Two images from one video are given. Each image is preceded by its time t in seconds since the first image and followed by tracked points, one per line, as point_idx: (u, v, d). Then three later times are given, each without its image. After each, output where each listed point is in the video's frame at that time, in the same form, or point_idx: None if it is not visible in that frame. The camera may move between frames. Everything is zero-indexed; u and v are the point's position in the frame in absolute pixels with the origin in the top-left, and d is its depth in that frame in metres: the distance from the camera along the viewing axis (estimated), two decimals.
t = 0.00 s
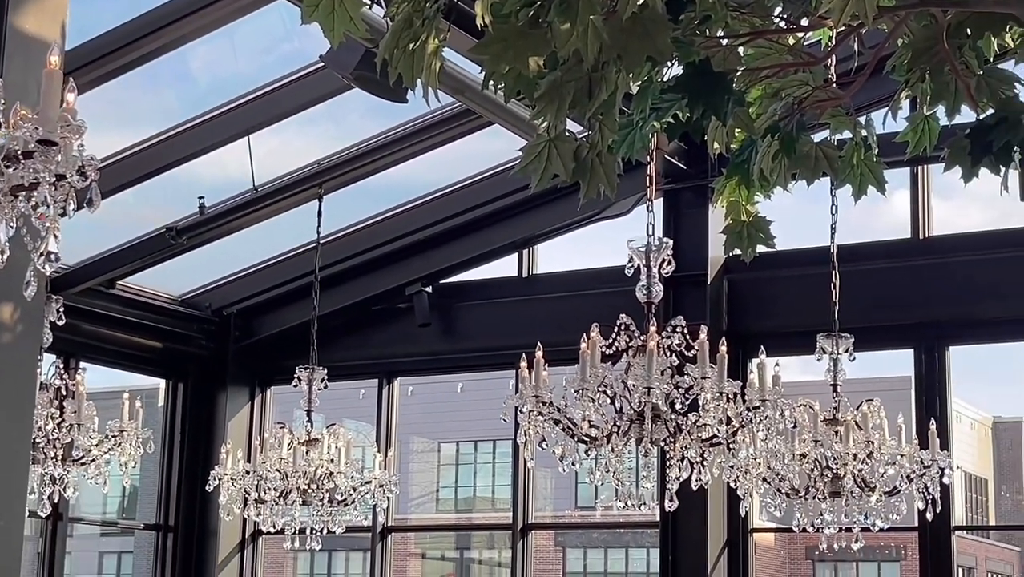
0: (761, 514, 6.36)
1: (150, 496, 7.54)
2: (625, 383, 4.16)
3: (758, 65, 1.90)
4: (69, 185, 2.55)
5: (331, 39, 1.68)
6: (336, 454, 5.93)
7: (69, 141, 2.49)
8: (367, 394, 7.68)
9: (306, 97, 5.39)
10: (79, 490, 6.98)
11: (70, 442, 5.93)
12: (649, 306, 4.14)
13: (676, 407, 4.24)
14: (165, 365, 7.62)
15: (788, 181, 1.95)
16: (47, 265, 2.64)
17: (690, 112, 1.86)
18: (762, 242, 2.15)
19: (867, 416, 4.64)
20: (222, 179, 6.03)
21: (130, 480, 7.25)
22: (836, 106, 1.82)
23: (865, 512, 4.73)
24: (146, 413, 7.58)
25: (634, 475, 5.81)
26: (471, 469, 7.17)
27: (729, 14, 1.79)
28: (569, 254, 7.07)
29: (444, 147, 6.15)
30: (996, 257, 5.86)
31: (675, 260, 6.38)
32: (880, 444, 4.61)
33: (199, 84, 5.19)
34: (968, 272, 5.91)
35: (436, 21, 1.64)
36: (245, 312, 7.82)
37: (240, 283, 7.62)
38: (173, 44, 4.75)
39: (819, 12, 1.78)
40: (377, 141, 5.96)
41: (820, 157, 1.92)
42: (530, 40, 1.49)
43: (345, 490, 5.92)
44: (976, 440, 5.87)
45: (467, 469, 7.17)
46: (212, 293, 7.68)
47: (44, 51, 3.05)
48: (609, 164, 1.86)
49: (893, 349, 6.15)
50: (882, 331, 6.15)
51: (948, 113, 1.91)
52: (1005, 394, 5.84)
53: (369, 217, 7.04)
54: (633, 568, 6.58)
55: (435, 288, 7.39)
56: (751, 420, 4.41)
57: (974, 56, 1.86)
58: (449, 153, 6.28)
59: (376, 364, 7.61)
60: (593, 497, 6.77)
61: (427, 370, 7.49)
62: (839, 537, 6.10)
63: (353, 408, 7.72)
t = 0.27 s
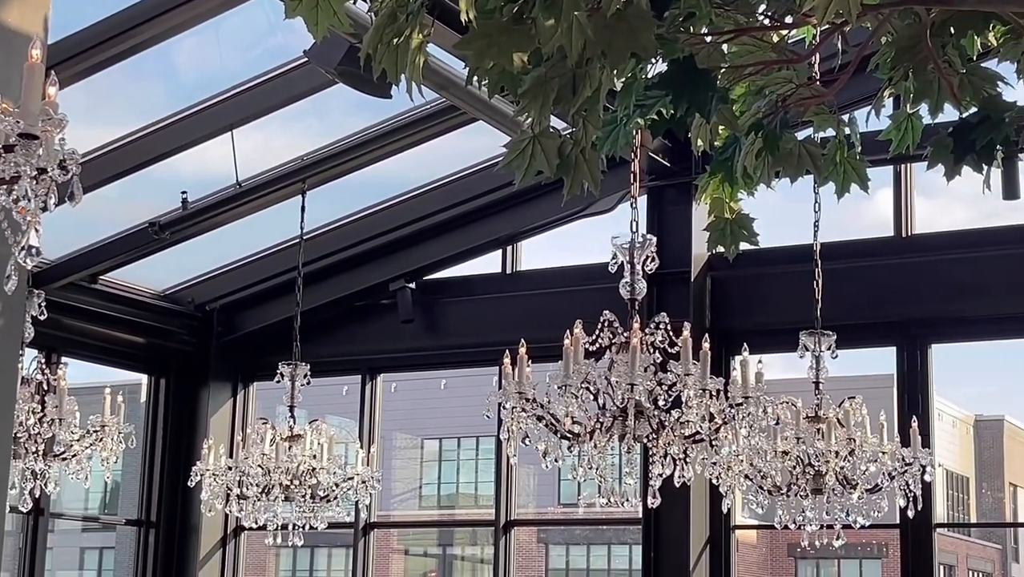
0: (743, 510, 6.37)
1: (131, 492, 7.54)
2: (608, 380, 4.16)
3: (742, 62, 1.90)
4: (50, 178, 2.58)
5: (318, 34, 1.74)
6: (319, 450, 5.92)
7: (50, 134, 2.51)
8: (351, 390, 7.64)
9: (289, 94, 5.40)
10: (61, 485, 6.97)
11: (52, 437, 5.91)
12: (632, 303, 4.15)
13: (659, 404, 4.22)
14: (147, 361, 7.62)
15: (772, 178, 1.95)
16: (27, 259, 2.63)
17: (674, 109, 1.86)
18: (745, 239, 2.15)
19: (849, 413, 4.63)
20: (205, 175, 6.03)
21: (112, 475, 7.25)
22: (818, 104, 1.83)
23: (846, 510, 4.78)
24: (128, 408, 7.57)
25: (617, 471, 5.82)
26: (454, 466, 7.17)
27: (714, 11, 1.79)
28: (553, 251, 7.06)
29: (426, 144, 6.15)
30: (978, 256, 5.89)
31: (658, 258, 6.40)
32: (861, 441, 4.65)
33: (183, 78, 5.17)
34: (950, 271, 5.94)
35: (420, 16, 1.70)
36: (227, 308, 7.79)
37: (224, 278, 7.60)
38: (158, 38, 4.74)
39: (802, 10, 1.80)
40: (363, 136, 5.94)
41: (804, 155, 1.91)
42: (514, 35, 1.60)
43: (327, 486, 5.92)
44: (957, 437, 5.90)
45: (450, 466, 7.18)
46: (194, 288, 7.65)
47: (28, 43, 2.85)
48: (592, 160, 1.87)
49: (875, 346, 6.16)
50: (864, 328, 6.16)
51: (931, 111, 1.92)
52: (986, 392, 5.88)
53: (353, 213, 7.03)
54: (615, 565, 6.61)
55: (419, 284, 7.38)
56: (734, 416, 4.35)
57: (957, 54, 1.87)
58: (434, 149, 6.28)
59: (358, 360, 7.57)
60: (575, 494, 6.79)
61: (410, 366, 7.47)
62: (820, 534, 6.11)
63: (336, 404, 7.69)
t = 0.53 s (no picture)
0: (726, 509, 6.38)
1: (113, 490, 7.52)
2: (591, 379, 4.17)
3: (726, 61, 1.89)
4: (31, 174, 2.60)
5: (300, 30, 1.73)
6: (301, 448, 5.91)
7: (31, 129, 2.50)
8: (334, 388, 7.63)
9: (270, 93, 5.40)
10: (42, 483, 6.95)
11: (33, 434, 5.89)
12: (616, 301, 4.16)
13: (642, 403, 4.20)
14: (130, 357, 7.59)
15: (755, 178, 1.96)
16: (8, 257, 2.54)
17: (658, 108, 1.87)
18: (729, 240, 2.17)
19: (832, 413, 4.67)
20: (189, 172, 6.01)
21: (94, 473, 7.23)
22: (802, 104, 1.83)
23: (828, 510, 4.78)
24: (110, 405, 7.53)
25: (600, 470, 5.82)
26: (437, 464, 7.16)
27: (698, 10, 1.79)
28: (537, 249, 7.07)
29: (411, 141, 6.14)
30: (961, 257, 5.90)
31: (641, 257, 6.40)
32: (844, 440, 4.66)
33: (166, 74, 5.16)
34: (933, 271, 5.95)
35: (404, 14, 1.69)
36: (210, 305, 7.77)
37: (208, 275, 7.57)
38: (141, 34, 4.72)
39: (786, 9, 1.80)
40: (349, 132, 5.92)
41: (787, 154, 1.92)
42: (498, 33, 1.60)
43: (309, 484, 5.91)
44: (938, 438, 5.91)
45: (433, 464, 7.17)
46: (177, 286, 7.65)
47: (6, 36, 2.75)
48: (576, 159, 1.88)
49: (857, 347, 6.19)
50: (847, 328, 6.18)
51: (914, 111, 1.92)
52: (969, 392, 5.89)
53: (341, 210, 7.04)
54: (598, 564, 6.61)
55: (402, 282, 7.37)
56: (717, 415, 4.34)
57: (941, 54, 1.86)
58: (418, 147, 6.28)
59: (342, 358, 7.55)
60: (559, 493, 6.78)
61: (394, 364, 7.46)
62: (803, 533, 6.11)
63: (319, 402, 7.68)
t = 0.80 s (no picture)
0: (709, 510, 6.38)
1: (94, 489, 7.52)
2: (574, 379, 4.15)
3: (710, 64, 1.90)
4: (12, 171, 2.68)
5: (282, 28, 1.73)
6: (283, 448, 5.90)
7: (12, 126, 2.50)
8: (316, 388, 7.64)
9: (256, 91, 5.40)
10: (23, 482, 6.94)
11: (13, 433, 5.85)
12: (599, 302, 4.16)
13: (624, 404, 4.20)
14: (111, 356, 7.61)
15: (738, 179, 1.96)
16: None
17: (642, 109, 1.87)
18: (711, 240, 2.16)
19: (814, 415, 4.66)
20: (172, 170, 5.99)
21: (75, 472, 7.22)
22: (786, 106, 1.84)
23: (810, 511, 4.75)
24: (91, 405, 7.53)
25: (582, 471, 5.83)
26: (420, 465, 7.15)
27: (682, 11, 1.80)
28: (520, 249, 7.06)
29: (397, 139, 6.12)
30: (943, 259, 5.91)
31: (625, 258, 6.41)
32: (826, 442, 4.64)
33: (150, 72, 5.15)
34: (916, 272, 5.95)
35: (387, 13, 1.70)
36: (193, 305, 7.72)
37: (191, 274, 7.54)
38: (124, 32, 4.71)
39: (770, 10, 1.80)
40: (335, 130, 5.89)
41: (770, 156, 1.92)
42: (483, 32, 1.61)
43: (291, 484, 5.91)
44: (921, 440, 5.92)
45: (416, 465, 7.16)
46: (160, 285, 7.61)
47: None
48: (559, 159, 1.87)
49: (840, 349, 6.19)
50: (829, 330, 6.18)
51: (897, 114, 1.92)
52: (951, 395, 5.91)
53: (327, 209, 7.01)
54: (580, 565, 6.61)
55: (386, 282, 7.37)
56: (698, 417, 4.39)
57: (924, 58, 1.86)
58: (402, 146, 6.26)
59: (325, 358, 7.55)
60: (542, 494, 6.78)
61: (377, 364, 7.46)
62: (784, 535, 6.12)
63: (301, 402, 7.68)
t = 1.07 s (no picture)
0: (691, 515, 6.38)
1: (76, 491, 7.47)
2: (557, 383, 4.12)
3: (694, 69, 1.92)
4: None
5: (268, 32, 1.73)
6: (265, 450, 5.89)
7: None
8: (301, 390, 7.63)
9: (240, 93, 5.35)
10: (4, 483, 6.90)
11: None
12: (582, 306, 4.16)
13: (607, 408, 4.22)
14: (93, 359, 7.59)
15: (722, 184, 1.96)
16: None
17: (626, 114, 1.88)
18: (695, 245, 2.15)
19: (796, 419, 4.67)
20: (156, 172, 5.97)
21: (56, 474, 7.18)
22: (769, 111, 1.87)
23: (793, 516, 4.76)
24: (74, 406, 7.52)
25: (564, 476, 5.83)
26: (403, 468, 7.14)
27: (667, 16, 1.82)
28: (505, 253, 7.08)
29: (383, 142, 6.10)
30: (925, 264, 5.93)
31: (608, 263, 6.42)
32: (809, 447, 4.66)
33: (134, 74, 5.14)
34: (901, 277, 5.97)
35: (372, 15, 1.69)
36: (177, 306, 7.74)
37: (174, 276, 7.51)
38: (107, 33, 4.69)
39: (755, 17, 1.81)
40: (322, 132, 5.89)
41: (754, 162, 1.93)
42: (468, 37, 1.62)
43: (274, 487, 5.88)
44: (903, 445, 5.95)
45: (399, 468, 7.15)
46: (143, 287, 7.59)
47: None
48: (543, 164, 1.88)
49: (821, 353, 6.22)
50: (811, 335, 6.20)
51: (880, 120, 1.93)
52: (933, 400, 5.94)
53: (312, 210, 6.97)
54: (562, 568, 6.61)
55: (370, 286, 7.36)
56: (682, 421, 4.37)
57: (907, 62, 1.88)
58: (385, 150, 6.26)
59: (308, 360, 7.54)
60: (525, 497, 6.78)
61: (360, 368, 7.45)
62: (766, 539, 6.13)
63: (284, 404, 7.67)
